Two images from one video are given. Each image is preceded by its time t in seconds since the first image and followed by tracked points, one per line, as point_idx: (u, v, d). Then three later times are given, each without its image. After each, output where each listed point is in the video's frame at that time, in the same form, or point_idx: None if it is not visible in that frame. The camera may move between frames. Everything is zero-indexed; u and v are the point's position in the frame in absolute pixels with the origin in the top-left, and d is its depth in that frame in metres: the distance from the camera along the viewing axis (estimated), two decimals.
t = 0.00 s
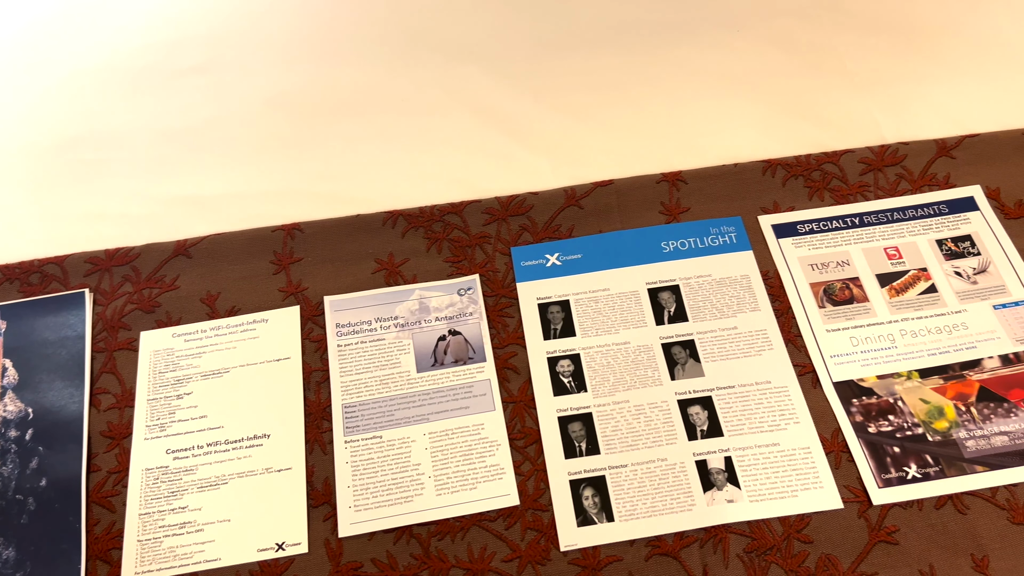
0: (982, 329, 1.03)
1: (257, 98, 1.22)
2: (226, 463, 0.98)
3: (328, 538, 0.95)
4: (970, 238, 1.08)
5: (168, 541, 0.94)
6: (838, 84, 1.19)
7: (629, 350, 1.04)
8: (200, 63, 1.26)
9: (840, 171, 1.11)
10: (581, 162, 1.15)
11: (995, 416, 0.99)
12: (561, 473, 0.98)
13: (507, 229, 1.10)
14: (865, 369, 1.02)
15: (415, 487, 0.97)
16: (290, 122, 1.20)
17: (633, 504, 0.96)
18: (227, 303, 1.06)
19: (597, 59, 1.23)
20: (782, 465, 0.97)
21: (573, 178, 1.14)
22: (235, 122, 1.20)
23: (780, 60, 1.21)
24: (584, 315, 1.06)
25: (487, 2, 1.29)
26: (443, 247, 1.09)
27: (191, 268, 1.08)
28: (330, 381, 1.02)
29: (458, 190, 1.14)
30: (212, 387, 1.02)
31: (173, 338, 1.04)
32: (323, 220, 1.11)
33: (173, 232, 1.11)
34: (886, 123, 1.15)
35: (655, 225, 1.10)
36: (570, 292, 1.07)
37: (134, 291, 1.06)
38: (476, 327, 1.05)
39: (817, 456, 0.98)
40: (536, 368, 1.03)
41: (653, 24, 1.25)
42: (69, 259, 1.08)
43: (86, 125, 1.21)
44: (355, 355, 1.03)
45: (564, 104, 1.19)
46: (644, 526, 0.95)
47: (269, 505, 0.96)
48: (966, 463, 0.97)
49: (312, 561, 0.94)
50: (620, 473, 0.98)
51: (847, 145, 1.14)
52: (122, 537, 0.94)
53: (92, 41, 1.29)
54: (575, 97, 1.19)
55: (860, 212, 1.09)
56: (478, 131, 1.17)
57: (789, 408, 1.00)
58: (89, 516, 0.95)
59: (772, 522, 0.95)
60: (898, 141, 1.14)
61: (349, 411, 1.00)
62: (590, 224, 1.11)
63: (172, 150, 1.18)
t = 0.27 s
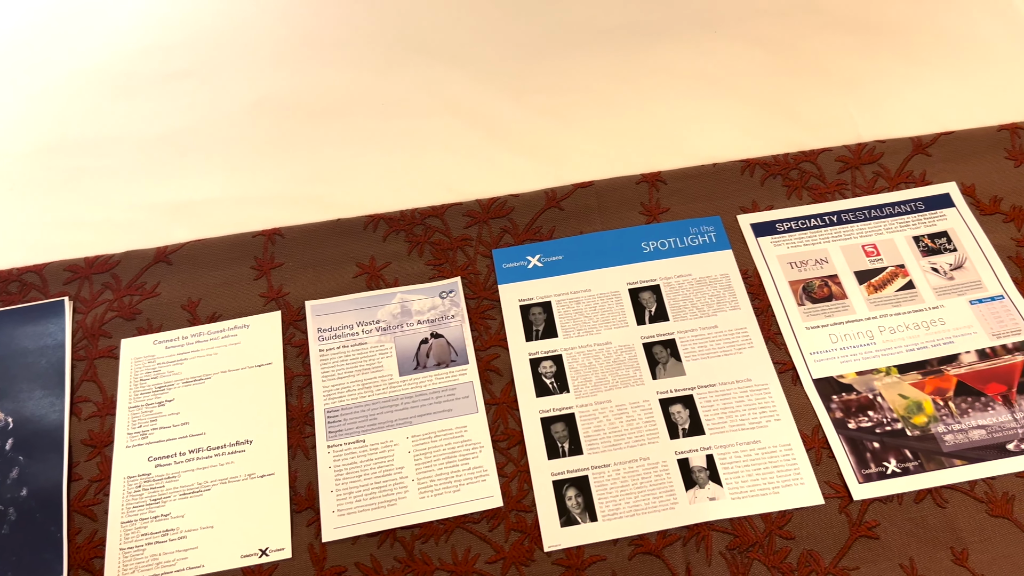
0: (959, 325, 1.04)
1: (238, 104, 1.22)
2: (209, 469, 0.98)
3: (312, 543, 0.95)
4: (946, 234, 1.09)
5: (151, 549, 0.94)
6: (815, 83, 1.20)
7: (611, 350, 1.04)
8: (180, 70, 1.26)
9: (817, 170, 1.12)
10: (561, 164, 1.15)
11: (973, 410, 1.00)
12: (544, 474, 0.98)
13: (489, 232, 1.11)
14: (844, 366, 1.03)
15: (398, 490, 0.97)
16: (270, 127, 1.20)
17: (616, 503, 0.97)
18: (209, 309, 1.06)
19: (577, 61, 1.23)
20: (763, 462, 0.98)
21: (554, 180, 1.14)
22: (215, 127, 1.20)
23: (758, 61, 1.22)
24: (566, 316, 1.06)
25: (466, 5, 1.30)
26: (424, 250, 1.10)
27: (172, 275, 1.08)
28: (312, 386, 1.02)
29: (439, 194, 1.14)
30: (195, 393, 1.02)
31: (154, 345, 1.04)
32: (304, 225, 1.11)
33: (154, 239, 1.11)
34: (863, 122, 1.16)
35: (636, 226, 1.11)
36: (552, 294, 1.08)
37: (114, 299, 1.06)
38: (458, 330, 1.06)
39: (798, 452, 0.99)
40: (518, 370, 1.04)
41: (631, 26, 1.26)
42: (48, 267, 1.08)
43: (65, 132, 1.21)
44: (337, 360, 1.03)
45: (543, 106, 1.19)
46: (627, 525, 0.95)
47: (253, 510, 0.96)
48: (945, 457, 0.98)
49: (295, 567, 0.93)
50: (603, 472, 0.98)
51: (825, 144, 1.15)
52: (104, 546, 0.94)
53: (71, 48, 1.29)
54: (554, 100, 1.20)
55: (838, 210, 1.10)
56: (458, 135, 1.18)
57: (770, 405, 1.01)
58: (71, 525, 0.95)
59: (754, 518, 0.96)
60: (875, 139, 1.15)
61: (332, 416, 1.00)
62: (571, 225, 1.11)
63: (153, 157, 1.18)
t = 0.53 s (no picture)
0: (940, 321, 1.05)
1: (221, 109, 1.22)
2: (194, 475, 0.98)
3: (298, 547, 0.95)
4: (926, 232, 1.10)
5: (136, 556, 0.93)
6: (796, 83, 1.21)
7: (595, 351, 1.05)
8: (162, 76, 1.26)
9: (798, 169, 1.13)
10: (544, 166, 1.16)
11: (954, 405, 1.01)
12: (529, 475, 0.99)
13: (472, 234, 1.11)
14: (826, 363, 1.03)
15: (384, 493, 0.97)
16: (253, 131, 1.20)
17: (601, 503, 0.97)
18: (192, 315, 1.06)
19: (559, 64, 1.24)
20: (747, 460, 0.99)
21: (537, 182, 1.15)
22: (198, 133, 1.20)
23: (738, 61, 1.23)
24: (550, 317, 1.07)
25: (449, 8, 1.30)
26: (408, 253, 1.10)
27: (155, 281, 1.08)
28: (297, 390, 1.02)
29: (422, 197, 1.14)
30: (179, 400, 1.02)
31: (138, 352, 1.04)
32: (288, 230, 1.11)
33: (137, 245, 1.11)
34: (843, 121, 1.18)
35: (619, 227, 1.12)
36: (536, 295, 1.08)
37: (97, 306, 1.06)
38: (443, 332, 1.06)
39: (781, 450, 0.99)
40: (503, 372, 1.04)
41: (613, 28, 1.27)
42: (30, 275, 1.08)
43: (46, 139, 1.20)
44: (321, 364, 1.03)
45: (526, 108, 1.20)
46: (612, 524, 0.96)
47: (238, 516, 0.96)
48: (926, 452, 0.99)
49: (281, 571, 0.93)
50: (588, 472, 0.98)
51: (805, 143, 1.16)
52: (88, 554, 0.93)
53: (52, 55, 1.29)
54: (537, 102, 1.20)
55: (819, 209, 1.11)
56: (442, 138, 1.18)
57: (753, 403, 1.02)
58: (55, 533, 0.95)
59: (738, 516, 0.96)
60: (855, 138, 1.16)
61: (317, 420, 1.00)
62: (554, 227, 1.12)
63: (135, 163, 1.18)
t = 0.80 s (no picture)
0: (916, 317, 1.06)
1: (199, 115, 1.22)
2: (174, 483, 0.97)
3: (280, 553, 0.94)
4: (902, 229, 1.11)
5: (115, 565, 0.93)
6: (772, 83, 1.22)
7: (575, 352, 1.05)
8: (140, 83, 1.25)
9: (775, 168, 1.14)
10: (523, 168, 1.16)
11: (931, 400, 1.02)
12: (511, 477, 0.99)
13: (452, 237, 1.11)
14: (804, 361, 1.04)
15: (365, 498, 0.97)
16: (232, 137, 1.20)
17: (583, 504, 0.97)
18: (171, 322, 1.06)
19: (537, 66, 1.24)
20: (727, 458, 0.99)
21: (516, 184, 1.15)
22: (176, 139, 1.20)
23: (715, 62, 1.24)
24: (531, 319, 1.07)
25: (427, 12, 1.30)
26: (388, 257, 1.10)
27: (133, 289, 1.08)
28: (277, 396, 1.02)
29: (402, 201, 1.14)
30: (158, 407, 1.01)
31: (116, 360, 1.03)
32: (267, 235, 1.11)
33: (114, 253, 1.11)
34: (818, 120, 1.18)
35: (598, 229, 1.12)
36: (516, 297, 1.08)
37: (75, 314, 1.06)
38: (423, 336, 1.06)
39: (761, 448, 1.00)
40: (483, 374, 1.04)
41: (591, 30, 1.27)
42: (7, 284, 1.07)
43: (21, 147, 1.20)
44: (301, 370, 1.03)
45: (504, 111, 1.20)
46: (594, 525, 0.96)
47: (219, 523, 0.95)
48: (905, 448, 0.99)
49: None
50: (569, 473, 0.99)
51: (782, 143, 1.17)
52: (67, 564, 0.93)
53: (28, 62, 1.28)
54: (516, 104, 1.21)
55: (796, 208, 1.12)
56: (421, 141, 1.18)
57: (732, 402, 1.02)
58: (33, 544, 0.94)
59: (719, 515, 0.97)
60: (831, 137, 1.17)
61: (297, 426, 1.00)
62: (534, 229, 1.12)
63: (113, 170, 1.17)
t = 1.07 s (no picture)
0: (896, 315, 1.06)
1: (178, 120, 1.22)
2: (154, 492, 0.97)
3: (261, 561, 0.94)
4: (881, 228, 1.11)
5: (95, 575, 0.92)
6: (751, 84, 1.22)
7: (557, 354, 1.05)
8: (118, 89, 1.25)
9: (754, 169, 1.15)
10: (504, 171, 1.16)
11: (910, 398, 1.02)
12: (493, 480, 0.98)
13: (433, 241, 1.11)
14: (785, 360, 1.04)
15: (347, 504, 0.96)
16: (211, 143, 1.20)
17: (565, 506, 0.97)
18: (151, 329, 1.05)
19: (517, 69, 1.24)
20: (709, 458, 0.99)
21: (497, 187, 1.15)
22: (155, 145, 1.20)
23: (695, 63, 1.24)
24: (512, 322, 1.07)
25: (406, 15, 1.30)
26: (369, 261, 1.10)
27: (112, 296, 1.07)
28: (257, 402, 1.01)
29: (383, 205, 1.14)
30: (138, 415, 1.01)
31: (95, 368, 1.03)
32: (246, 241, 1.11)
33: (92, 260, 1.10)
34: (797, 120, 1.19)
35: (579, 231, 1.12)
36: (498, 300, 1.08)
37: (53, 323, 1.05)
38: (405, 340, 1.06)
39: (742, 447, 1.00)
40: (465, 378, 1.04)
41: (570, 32, 1.28)
42: None
43: None
44: (282, 375, 1.02)
45: (485, 114, 1.20)
46: (577, 527, 0.96)
47: (199, 531, 0.95)
48: (885, 445, 1.00)
49: None
50: (551, 476, 0.99)
51: (761, 143, 1.17)
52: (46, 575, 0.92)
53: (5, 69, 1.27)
54: (496, 107, 1.21)
55: (776, 207, 1.13)
56: (401, 144, 1.18)
57: (714, 402, 1.02)
58: (12, 555, 0.93)
59: (701, 515, 0.97)
60: (809, 136, 1.18)
61: (278, 432, 1.00)
62: (515, 232, 1.12)
63: (91, 177, 1.17)
